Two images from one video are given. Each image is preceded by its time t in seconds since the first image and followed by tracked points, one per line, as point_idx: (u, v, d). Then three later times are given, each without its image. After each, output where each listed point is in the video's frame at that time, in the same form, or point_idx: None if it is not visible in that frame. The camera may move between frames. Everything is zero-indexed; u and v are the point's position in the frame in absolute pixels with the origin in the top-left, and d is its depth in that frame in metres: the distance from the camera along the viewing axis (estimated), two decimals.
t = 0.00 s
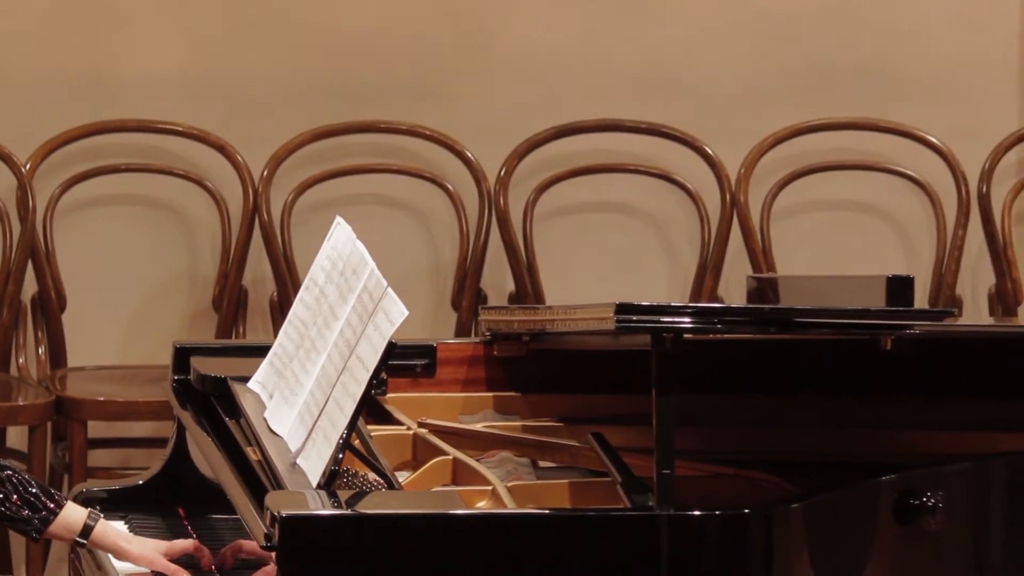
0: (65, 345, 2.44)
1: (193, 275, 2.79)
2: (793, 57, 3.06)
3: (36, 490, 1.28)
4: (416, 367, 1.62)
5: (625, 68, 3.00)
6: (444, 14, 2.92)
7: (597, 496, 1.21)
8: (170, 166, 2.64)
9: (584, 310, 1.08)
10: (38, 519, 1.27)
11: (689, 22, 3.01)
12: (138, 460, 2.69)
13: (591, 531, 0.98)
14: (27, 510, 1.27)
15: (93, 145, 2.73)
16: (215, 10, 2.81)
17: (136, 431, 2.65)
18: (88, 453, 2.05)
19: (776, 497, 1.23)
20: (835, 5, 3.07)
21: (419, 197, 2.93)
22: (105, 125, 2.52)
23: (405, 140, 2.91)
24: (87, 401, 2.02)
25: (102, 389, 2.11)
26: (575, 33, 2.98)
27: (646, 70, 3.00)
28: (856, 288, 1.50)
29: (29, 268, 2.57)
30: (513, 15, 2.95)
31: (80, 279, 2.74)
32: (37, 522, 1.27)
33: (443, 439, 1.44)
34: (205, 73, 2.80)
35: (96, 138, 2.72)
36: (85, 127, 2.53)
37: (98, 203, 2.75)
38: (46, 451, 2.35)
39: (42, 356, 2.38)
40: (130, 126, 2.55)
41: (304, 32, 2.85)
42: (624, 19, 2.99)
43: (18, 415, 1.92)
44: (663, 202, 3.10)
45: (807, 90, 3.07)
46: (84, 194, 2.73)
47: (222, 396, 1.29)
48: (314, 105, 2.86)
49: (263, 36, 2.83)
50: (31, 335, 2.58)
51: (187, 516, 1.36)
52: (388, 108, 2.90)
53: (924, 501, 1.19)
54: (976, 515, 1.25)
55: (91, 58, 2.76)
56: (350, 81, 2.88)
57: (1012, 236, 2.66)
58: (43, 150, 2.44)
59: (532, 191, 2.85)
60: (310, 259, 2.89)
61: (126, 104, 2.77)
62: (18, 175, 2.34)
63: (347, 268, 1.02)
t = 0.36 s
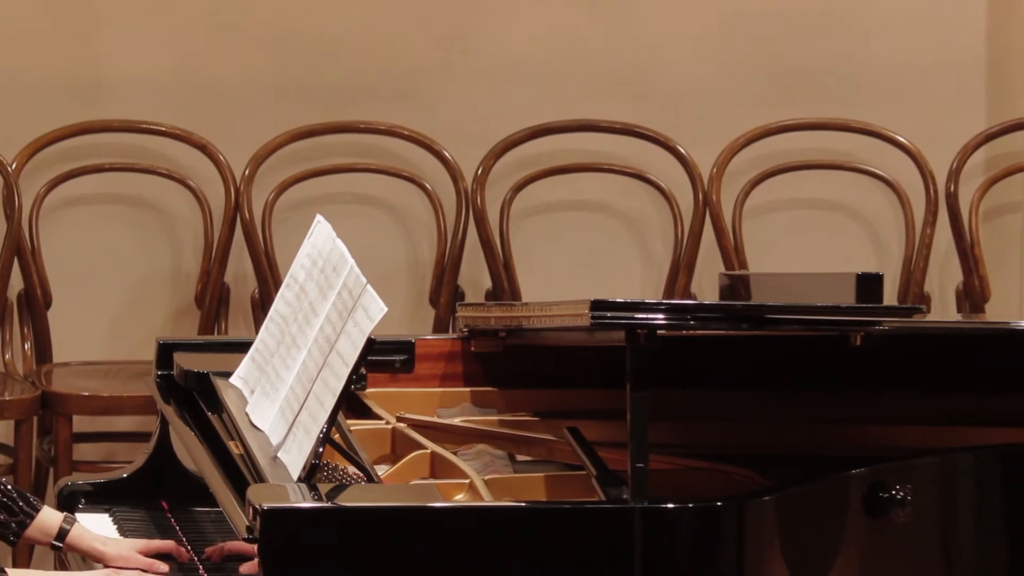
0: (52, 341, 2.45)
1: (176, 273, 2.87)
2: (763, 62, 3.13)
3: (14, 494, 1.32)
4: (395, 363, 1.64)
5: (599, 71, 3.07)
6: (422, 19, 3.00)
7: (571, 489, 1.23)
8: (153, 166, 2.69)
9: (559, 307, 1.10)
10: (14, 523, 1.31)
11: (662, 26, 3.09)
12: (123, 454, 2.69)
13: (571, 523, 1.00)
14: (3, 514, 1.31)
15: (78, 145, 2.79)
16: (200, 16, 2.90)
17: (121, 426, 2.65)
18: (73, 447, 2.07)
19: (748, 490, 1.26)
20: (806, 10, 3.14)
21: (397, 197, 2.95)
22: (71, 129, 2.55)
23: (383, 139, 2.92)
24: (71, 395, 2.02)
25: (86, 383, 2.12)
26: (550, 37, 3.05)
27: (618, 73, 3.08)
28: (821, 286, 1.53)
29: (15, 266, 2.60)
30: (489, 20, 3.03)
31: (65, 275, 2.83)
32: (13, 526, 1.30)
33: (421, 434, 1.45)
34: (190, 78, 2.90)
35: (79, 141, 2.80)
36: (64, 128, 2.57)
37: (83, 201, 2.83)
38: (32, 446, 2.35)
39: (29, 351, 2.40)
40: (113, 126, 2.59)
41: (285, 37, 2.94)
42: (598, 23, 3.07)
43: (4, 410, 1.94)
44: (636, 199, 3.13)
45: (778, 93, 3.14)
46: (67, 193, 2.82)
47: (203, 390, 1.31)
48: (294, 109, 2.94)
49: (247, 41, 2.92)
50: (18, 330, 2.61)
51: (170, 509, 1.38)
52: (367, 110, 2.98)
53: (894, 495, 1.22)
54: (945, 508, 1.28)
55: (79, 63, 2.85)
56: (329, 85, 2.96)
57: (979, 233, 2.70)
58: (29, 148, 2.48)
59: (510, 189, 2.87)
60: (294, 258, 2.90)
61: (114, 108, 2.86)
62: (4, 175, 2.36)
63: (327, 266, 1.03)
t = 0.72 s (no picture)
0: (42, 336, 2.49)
1: (163, 270, 2.91)
2: (735, 64, 3.19)
3: None
4: (376, 358, 1.70)
5: (574, 73, 3.12)
6: (400, 20, 3.02)
7: (547, 479, 1.27)
8: (139, 166, 2.71)
9: (534, 304, 1.13)
10: None
11: (636, 29, 3.14)
12: (112, 447, 2.72)
13: (547, 513, 1.04)
14: None
15: (65, 147, 2.82)
16: (181, 17, 2.92)
17: (110, 419, 2.67)
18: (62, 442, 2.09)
19: (719, 481, 1.30)
20: (777, 13, 3.19)
21: (374, 195, 2.97)
22: (76, 128, 2.59)
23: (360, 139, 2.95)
24: (62, 390, 2.04)
25: (75, 377, 2.14)
26: (527, 39, 3.10)
27: (593, 75, 3.13)
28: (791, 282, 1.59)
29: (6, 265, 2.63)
30: (466, 22, 3.07)
31: (57, 272, 2.86)
32: None
33: (400, 425, 1.49)
34: (172, 78, 2.92)
35: (70, 142, 2.83)
36: (53, 131, 2.59)
37: (71, 201, 2.86)
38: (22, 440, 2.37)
39: (20, 346, 2.45)
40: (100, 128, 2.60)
41: (266, 38, 2.97)
42: (573, 26, 3.11)
43: None
44: (608, 198, 3.17)
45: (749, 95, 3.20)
46: (58, 194, 2.85)
47: (189, 384, 1.34)
48: (275, 109, 2.97)
49: (227, 42, 2.95)
50: (8, 326, 2.64)
51: (157, 500, 1.39)
52: (347, 110, 3.01)
53: (858, 485, 1.26)
54: (907, 498, 1.33)
55: (61, 63, 2.87)
56: (310, 85, 2.99)
57: (941, 233, 2.77)
58: (20, 149, 2.52)
59: (486, 189, 2.90)
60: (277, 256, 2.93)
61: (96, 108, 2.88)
62: None
63: (309, 264, 1.06)
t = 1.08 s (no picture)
0: (31, 335, 2.52)
1: (148, 268, 3.01)
2: (704, 68, 3.28)
3: None
4: (356, 354, 1.72)
5: (547, 77, 3.21)
6: (378, 26, 3.14)
7: (523, 475, 1.29)
8: (125, 168, 2.81)
9: (512, 302, 1.15)
10: None
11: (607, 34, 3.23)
12: (99, 441, 2.73)
13: (524, 503, 1.07)
14: None
15: (52, 149, 2.91)
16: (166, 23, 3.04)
17: (96, 415, 2.69)
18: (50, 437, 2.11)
19: (691, 475, 1.34)
20: (745, 19, 3.28)
21: (353, 196, 3.03)
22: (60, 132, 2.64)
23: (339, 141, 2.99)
24: (50, 386, 2.05)
25: (63, 373, 2.15)
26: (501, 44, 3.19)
27: (566, 79, 3.22)
28: (762, 282, 1.62)
29: None
30: (442, 27, 3.17)
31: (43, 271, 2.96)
32: None
33: (381, 421, 1.51)
34: (159, 82, 3.04)
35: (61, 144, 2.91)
36: (40, 133, 2.65)
37: (59, 201, 2.96)
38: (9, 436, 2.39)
39: (8, 343, 2.48)
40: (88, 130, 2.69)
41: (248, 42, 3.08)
42: (546, 31, 3.22)
43: None
44: (584, 200, 3.21)
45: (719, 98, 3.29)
46: (54, 191, 2.95)
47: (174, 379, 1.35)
48: (257, 113, 3.09)
49: (211, 48, 3.07)
50: None
51: (143, 493, 1.42)
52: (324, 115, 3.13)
53: (827, 479, 1.31)
54: (876, 494, 1.36)
55: (51, 71, 2.99)
56: (290, 89, 3.11)
57: (907, 232, 2.82)
58: (10, 151, 2.59)
59: (463, 189, 2.93)
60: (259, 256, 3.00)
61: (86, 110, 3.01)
62: None
63: (291, 263, 1.08)
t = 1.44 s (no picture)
0: (17, 333, 2.52)
1: (133, 268, 3.07)
2: (680, 70, 3.32)
3: None
4: (336, 352, 1.75)
5: (526, 79, 3.25)
6: (358, 28, 3.17)
7: (500, 469, 1.32)
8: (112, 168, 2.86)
9: (490, 300, 1.16)
10: None
11: (584, 36, 3.27)
12: (85, 436, 2.75)
13: (502, 498, 1.09)
14: None
15: (38, 150, 2.97)
16: (150, 25, 3.06)
17: (81, 410, 2.70)
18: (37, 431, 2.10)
19: (664, 470, 1.37)
20: (720, 21, 3.33)
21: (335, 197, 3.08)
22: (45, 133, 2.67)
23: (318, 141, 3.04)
24: (36, 383, 2.04)
25: (49, 370, 2.15)
26: (480, 46, 3.23)
27: (544, 80, 3.26)
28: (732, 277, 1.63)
29: None
30: (422, 29, 3.20)
31: (28, 270, 3.01)
32: None
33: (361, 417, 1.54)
34: (142, 83, 3.06)
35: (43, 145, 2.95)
36: (30, 133, 2.67)
37: (45, 201, 3.01)
38: None
39: None
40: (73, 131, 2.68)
41: (232, 45, 3.11)
42: (524, 33, 3.25)
43: None
44: (560, 201, 3.25)
45: (695, 99, 3.33)
46: (36, 190, 3.00)
47: (159, 377, 1.37)
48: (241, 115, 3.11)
49: (192, 48, 3.09)
50: None
51: (128, 488, 1.43)
52: (308, 116, 3.16)
53: (799, 474, 1.34)
54: (847, 488, 1.40)
55: (34, 71, 3.01)
56: (271, 89, 3.13)
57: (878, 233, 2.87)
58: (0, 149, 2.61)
59: (442, 190, 2.95)
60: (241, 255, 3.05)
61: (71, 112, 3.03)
62: None
63: (274, 262, 1.12)
